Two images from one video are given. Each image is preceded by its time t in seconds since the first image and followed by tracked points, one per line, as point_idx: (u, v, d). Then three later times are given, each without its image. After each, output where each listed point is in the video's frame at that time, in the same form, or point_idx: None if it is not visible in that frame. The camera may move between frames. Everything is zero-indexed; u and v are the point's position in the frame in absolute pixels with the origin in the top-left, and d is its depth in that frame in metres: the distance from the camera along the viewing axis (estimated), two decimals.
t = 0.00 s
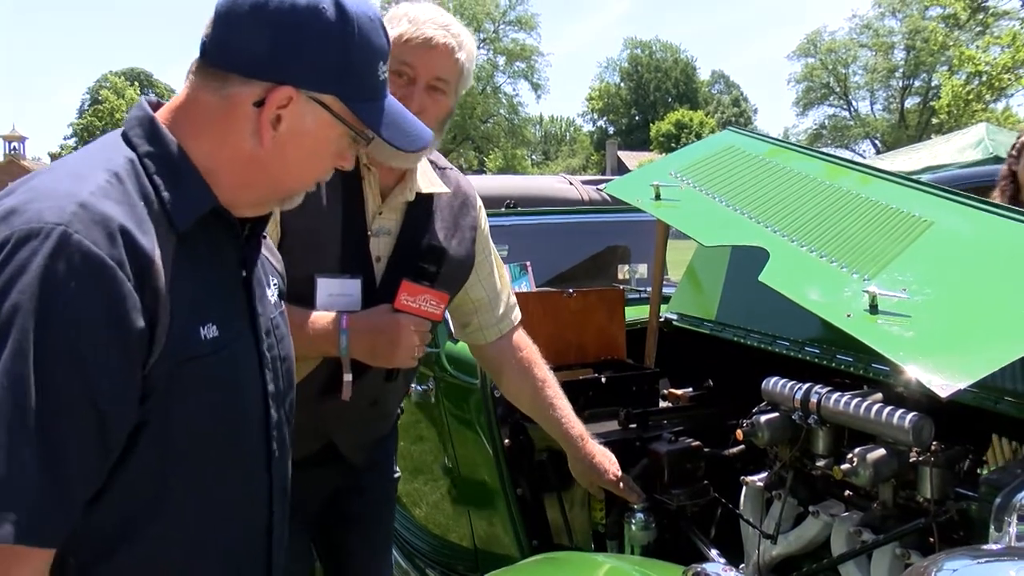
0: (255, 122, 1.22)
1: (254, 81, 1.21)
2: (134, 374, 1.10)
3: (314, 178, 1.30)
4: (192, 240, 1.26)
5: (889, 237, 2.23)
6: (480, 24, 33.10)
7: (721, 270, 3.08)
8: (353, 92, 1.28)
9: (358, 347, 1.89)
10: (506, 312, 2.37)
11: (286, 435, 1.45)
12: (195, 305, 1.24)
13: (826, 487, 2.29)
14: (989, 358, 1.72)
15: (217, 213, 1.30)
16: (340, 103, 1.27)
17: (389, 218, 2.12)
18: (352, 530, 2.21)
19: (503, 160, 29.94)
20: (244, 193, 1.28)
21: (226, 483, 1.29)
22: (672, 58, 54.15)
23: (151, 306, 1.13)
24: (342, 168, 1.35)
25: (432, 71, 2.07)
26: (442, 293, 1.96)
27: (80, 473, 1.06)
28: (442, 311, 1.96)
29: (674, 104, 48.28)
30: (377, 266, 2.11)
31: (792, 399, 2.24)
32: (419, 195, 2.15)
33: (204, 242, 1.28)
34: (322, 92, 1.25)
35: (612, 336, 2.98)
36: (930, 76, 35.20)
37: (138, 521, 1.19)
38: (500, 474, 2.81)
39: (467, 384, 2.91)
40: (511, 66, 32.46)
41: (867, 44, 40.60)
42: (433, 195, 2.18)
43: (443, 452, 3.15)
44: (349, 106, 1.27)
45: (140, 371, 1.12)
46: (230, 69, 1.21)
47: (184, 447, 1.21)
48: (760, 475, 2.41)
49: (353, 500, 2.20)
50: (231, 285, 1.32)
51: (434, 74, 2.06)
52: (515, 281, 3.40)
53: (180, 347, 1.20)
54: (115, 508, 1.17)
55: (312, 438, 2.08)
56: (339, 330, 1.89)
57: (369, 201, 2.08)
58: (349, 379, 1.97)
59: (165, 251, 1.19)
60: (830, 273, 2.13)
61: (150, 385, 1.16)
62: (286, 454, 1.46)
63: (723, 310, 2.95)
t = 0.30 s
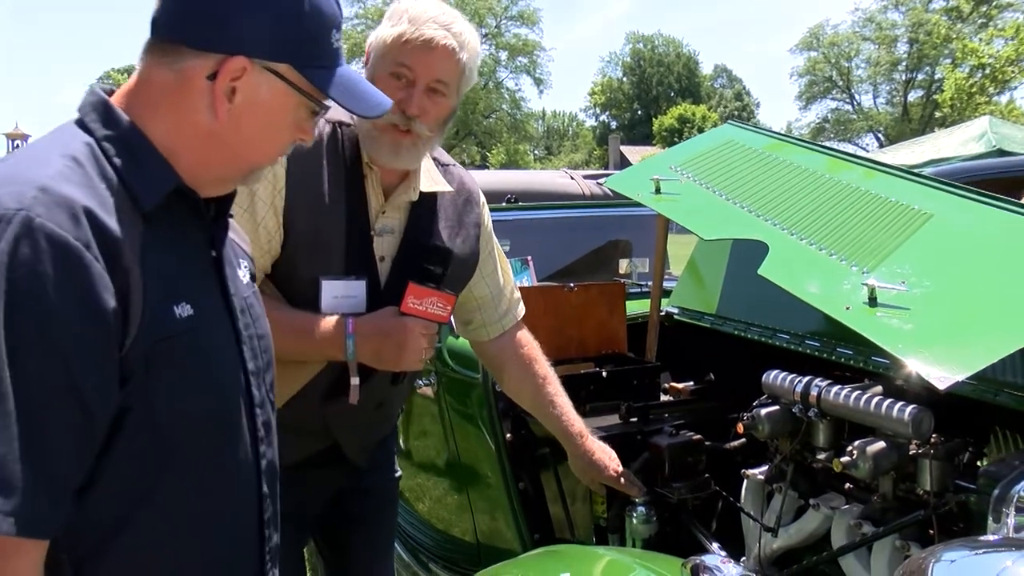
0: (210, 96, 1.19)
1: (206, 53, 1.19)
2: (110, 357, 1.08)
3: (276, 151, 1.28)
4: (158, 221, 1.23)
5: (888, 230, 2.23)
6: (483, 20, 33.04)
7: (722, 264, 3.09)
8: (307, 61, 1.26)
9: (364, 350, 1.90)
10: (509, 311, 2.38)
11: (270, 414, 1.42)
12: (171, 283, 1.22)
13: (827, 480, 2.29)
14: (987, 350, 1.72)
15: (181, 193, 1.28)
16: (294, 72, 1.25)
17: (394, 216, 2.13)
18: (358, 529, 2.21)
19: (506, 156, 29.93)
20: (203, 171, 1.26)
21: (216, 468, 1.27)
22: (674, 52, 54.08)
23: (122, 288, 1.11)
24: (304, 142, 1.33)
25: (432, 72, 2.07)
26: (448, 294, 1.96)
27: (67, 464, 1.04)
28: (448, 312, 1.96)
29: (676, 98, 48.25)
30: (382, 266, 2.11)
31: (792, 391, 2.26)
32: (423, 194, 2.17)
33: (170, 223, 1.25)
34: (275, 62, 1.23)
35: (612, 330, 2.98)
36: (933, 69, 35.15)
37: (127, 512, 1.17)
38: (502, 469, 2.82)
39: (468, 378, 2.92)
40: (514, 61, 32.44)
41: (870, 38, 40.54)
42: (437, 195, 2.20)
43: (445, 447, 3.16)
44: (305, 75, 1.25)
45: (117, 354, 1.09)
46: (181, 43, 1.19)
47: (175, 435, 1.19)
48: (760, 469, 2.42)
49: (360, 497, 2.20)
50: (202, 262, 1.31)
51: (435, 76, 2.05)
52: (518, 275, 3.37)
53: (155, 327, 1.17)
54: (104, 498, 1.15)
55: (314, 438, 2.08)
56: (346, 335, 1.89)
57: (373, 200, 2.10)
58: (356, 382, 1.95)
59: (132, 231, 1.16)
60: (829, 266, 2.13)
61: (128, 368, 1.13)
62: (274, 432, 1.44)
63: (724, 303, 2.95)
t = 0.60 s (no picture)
0: (120, 77, 1.18)
1: (114, 31, 1.16)
2: (47, 360, 1.07)
3: (194, 129, 1.28)
4: (80, 213, 1.21)
5: (891, 222, 2.23)
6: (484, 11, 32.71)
7: (723, 257, 3.08)
8: (223, 36, 1.27)
9: (340, 346, 1.84)
10: (481, 300, 2.40)
11: (210, 399, 1.41)
12: (101, 277, 1.20)
13: (828, 472, 2.28)
14: (990, 343, 1.72)
15: (102, 182, 1.25)
16: (208, 49, 1.25)
17: (370, 208, 2.11)
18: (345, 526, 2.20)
19: (507, 148, 29.86)
20: (118, 154, 1.24)
21: (151, 462, 1.24)
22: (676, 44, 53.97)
23: (54, 289, 1.10)
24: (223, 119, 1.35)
25: (401, 56, 2.03)
26: (426, 286, 1.92)
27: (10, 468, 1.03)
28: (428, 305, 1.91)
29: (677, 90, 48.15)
30: (359, 259, 2.09)
31: (794, 383, 2.26)
32: (400, 184, 2.14)
33: (92, 214, 1.23)
34: (186, 38, 1.22)
35: (613, 322, 2.97)
36: (935, 61, 35.08)
37: (75, 517, 1.17)
38: (503, 461, 2.82)
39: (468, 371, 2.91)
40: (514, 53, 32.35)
41: (872, 29, 40.44)
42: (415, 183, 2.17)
43: (446, 439, 3.16)
44: (220, 51, 1.27)
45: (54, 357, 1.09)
46: (86, 21, 1.16)
47: (115, 431, 1.18)
48: (761, 461, 2.42)
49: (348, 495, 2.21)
50: (134, 251, 1.30)
51: (403, 60, 2.01)
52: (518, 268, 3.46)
53: (91, 325, 1.16)
54: (52, 503, 1.14)
55: (298, 437, 2.07)
56: (322, 331, 1.84)
57: (347, 190, 2.08)
58: (334, 381, 1.98)
59: (57, 227, 1.14)
60: (830, 259, 2.12)
61: (66, 371, 1.13)
62: (215, 416, 1.43)
63: (725, 296, 2.94)
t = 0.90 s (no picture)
0: None
1: None
2: None
3: (93, 110, 1.26)
4: None
5: (884, 209, 2.20)
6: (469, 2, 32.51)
7: (713, 246, 3.05)
8: (105, 10, 1.26)
9: (285, 342, 1.79)
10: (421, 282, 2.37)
11: (128, 394, 1.39)
12: (8, 276, 1.18)
13: (820, 463, 2.26)
14: (985, 331, 1.70)
15: None
16: (93, 24, 1.24)
17: (317, 195, 2.03)
18: (310, 526, 2.15)
19: (494, 139, 29.78)
20: (14, 143, 1.22)
21: (68, 463, 1.21)
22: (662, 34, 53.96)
23: None
24: (125, 98, 1.34)
25: (341, 39, 1.95)
26: (373, 277, 1.82)
27: None
28: (376, 296, 1.83)
29: (664, 81, 48.18)
30: (307, 250, 2.01)
31: (785, 374, 2.24)
32: (348, 168, 2.07)
33: None
34: (67, 14, 1.21)
35: (602, 312, 2.95)
36: (921, 50, 35.20)
37: None
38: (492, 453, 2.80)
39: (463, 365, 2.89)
40: (501, 44, 32.26)
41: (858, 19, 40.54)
42: (365, 166, 2.11)
43: (434, 431, 3.12)
44: (105, 25, 1.25)
45: None
46: None
47: (26, 433, 1.16)
48: (752, 453, 2.40)
49: (311, 500, 2.15)
50: (34, 243, 1.26)
51: (343, 43, 1.94)
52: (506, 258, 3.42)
53: None
54: None
55: (255, 438, 1.97)
56: (263, 327, 1.79)
57: (293, 179, 2.00)
58: (280, 378, 1.90)
59: None
60: (822, 247, 2.10)
61: None
62: (135, 410, 1.41)
63: (715, 285, 2.92)
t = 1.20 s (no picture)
0: None
1: None
2: None
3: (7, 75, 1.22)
4: None
5: (880, 187, 2.13)
6: None
7: (701, 225, 2.98)
8: None
9: (218, 314, 1.70)
10: (373, 239, 2.33)
11: (70, 378, 1.30)
12: None
13: (811, 447, 2.21)
14: (988, 314, 1.63)
15: None
16: None
17: (252, 161, 1.93)
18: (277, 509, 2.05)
19: (477, 116, 29.57)
20: None
21: None
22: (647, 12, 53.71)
23: None
24: (47, 61, 1.30)
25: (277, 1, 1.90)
26: (306, 236, 1.72)
27: None
28: (311, 258, 1.73)
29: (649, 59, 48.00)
30: (245, 220, 1.91)
31: (777, 356, 2.18)
32: (285, 130, 1.98)
33: None
34: None
35: (588, 292, 2.88)
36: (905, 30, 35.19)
37: None
38: (474, 435, 2.74)
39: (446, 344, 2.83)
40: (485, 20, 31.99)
41: None
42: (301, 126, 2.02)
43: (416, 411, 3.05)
44: None
45: None
46: None
47: None
48: (741, 435, 2.34)
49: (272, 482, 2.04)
50: None
51: (282, 4, 1.89)
52: (490, 235, 3.23)
53: None
54: None
55: (207, 420, 1.90)
56: (194, 300, 1.70)
57: (225, 145, 1.91)
58: (218, 353, 1.82)
59: None
60: (817, 227, 2.03)
61: None
62: (79, 395, 1.32)
63: (703, 264, 2.85)
